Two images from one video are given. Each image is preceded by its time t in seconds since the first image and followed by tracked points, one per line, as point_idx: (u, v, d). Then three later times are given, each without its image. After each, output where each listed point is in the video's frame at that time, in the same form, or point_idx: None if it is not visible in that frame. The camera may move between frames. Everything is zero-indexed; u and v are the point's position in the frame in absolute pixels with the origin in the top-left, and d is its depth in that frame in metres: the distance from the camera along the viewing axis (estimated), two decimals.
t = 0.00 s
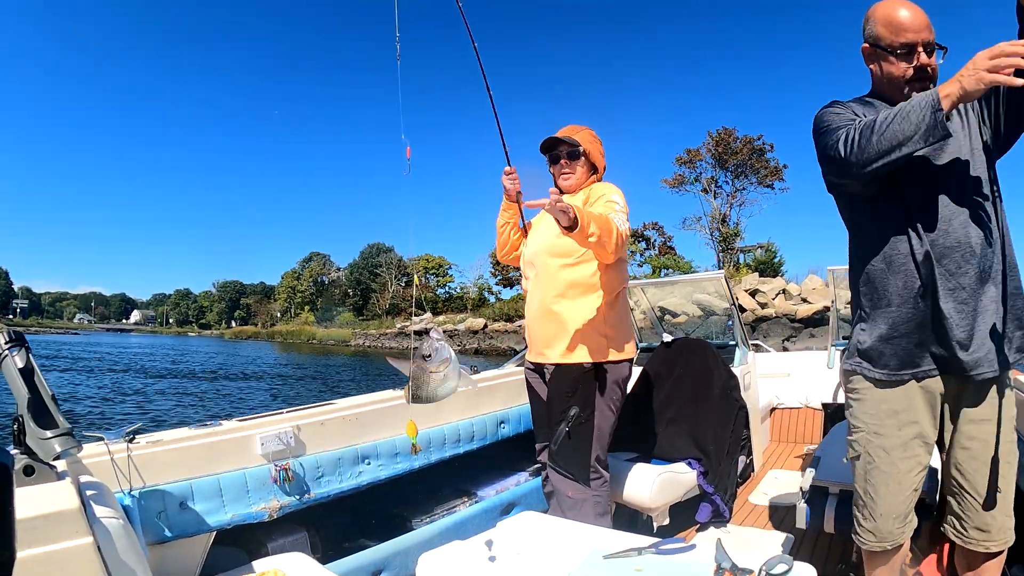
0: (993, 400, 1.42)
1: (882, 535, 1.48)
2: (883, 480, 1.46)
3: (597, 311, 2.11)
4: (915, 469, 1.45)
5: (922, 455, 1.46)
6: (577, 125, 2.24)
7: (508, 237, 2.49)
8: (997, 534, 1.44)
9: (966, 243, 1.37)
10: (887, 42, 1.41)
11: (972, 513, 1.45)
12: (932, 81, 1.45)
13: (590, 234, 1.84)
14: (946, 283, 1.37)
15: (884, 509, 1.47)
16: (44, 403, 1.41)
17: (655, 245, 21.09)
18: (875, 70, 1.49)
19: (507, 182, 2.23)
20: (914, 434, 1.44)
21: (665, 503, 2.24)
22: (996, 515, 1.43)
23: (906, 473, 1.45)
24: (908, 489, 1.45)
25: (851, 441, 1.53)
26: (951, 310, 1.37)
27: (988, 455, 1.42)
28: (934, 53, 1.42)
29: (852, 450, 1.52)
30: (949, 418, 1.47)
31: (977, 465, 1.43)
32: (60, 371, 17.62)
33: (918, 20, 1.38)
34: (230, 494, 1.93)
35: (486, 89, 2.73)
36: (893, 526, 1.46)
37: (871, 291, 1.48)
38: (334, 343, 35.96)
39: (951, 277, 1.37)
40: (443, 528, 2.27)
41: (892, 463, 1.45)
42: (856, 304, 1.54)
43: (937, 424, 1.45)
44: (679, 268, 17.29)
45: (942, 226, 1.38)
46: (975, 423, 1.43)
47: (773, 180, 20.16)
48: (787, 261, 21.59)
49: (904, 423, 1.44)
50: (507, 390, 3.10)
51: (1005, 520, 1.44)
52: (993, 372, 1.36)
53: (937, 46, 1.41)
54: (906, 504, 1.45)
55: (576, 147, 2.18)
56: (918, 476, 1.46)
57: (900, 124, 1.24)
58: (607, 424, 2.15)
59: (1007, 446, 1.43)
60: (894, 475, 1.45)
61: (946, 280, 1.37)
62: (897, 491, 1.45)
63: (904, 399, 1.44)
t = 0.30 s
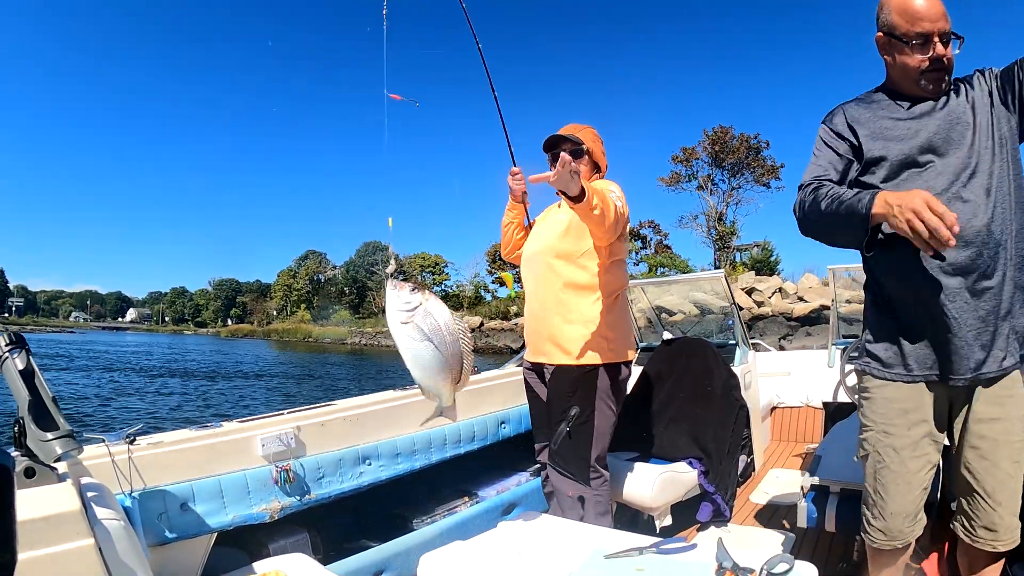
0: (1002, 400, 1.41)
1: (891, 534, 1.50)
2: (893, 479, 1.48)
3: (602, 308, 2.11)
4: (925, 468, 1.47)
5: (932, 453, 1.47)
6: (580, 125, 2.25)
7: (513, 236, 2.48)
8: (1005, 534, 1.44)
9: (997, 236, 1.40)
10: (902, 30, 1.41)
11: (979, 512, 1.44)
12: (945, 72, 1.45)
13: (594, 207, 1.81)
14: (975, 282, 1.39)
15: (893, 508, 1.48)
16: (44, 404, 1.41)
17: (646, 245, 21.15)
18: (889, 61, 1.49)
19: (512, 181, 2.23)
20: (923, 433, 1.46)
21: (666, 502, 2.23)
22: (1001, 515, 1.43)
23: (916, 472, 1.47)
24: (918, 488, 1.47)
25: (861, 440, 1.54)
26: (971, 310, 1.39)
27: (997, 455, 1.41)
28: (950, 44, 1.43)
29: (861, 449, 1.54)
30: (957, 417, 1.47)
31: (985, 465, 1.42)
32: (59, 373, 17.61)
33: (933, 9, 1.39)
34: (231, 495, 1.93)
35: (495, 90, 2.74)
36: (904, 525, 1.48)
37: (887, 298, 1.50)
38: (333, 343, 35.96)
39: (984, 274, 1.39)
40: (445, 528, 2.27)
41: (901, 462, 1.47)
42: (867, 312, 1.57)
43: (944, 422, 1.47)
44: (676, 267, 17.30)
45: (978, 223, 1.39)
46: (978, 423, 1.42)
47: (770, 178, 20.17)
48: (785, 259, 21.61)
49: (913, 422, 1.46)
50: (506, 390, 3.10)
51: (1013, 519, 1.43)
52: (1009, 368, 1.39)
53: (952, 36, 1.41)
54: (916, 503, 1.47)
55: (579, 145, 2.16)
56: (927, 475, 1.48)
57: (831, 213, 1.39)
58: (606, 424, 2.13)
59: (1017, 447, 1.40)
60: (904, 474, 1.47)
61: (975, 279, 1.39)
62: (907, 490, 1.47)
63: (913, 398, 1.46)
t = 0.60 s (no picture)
0: (997, 407, 1.41)
1: (882, 536, 1.50)
2: (884, 481, 1.48)
3: (593, 302, 2.09)
4: (918, 471, 1.47)
5: (925, 457, 1.47)
6: (585, 124, 2.27)
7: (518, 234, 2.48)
8: (995, 541, 1.43)
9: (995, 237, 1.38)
10: (909, 27, 1.42)
11: (969, 518, 1.45)
12: (953, 71, 1.44)
13: (572, 170, 1.69)
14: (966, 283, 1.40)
15: (883, 509, 1.49)
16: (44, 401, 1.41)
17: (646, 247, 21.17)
18: (896, 60, 1.49)
19: (526, 181, 2.24)
20: (915, 436, 1.47)
21: (666, 503, 2.24)
22: (991, 522, 1.42)
23: (908, 475, 1.47)
24: (910, 491, 1.48)
25: (856, 439, 1.56)
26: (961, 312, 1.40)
27: (989, 461, 1.41)
28: (958, 43, 1.42)
29: (856, 449, 1.56)
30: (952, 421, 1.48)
31: (977, 471, 1.42)
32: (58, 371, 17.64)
33: (941, 8, 1.39)
34: (229, 492, 1.94)
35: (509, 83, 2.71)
36: (895, 527, 1.49)
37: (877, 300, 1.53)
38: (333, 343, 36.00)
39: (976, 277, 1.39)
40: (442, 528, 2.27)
41: (892, 464, 1.48)
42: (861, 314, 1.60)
43: (937, 426, 1.48)
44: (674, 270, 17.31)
45: (971, 225, 1.39)
46: (976, 427, 1.42)
47: (768, 181, 20.19)
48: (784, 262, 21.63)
49: (904, 425, 1.47)
50: (506, 390, 3.09)
51: (1004, 527, 1.43)
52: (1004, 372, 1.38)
53: (959, 34, 1.41)
54: (908, 506, 1.47)
55: (581, 141, 2.13)
56: (919, 478, 1.48)
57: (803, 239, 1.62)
58: (598, 424, 2.12)
59: (1009, 454, 1.40)
60: (895, 476, 1.48)
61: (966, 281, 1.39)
62: (898, 492, 1.48)
63: (905, 401, 1.47)
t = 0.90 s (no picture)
0: (1000, 411, 1.40)
1: (884, 537, 1.51)
2: (886, 483, 1.49)
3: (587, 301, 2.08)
4: (920, 473, 1.48)
5: (927, 459, 1.48)
6: (590, 121, 2.28)
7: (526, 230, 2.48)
8: (993, 546, 1.43)
9: (1002, 237, 1.38)
10: (915, 24, 1.44)
11: (967, 522, 1.45)
12: (960, 69, 1.45)
13: (563, 169, 1.67)
14: (970, 285, 1.39)
15: (886, 510, 1.50)
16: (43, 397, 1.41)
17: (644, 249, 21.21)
18: (904, 61, 1.51)
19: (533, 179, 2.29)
20: (918, 439, 1.47)
21: (665, 504, 2.25)
22: (989, 528, 1.43)
23: (910, 477, 1.48)
24: (912, 493, 1.48)
25: (860, 440, 1.57)
26: (964, 314, 1.40)
27: (989, 467, 1.41)
28: (964, 42, 1.43)
29: (860, 450, 1.57)
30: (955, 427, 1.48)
31: (977, 475, 1.42)
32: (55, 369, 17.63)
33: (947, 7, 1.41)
34: (228, 490, 1.93)
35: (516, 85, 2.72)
36: (897, 528, 1.49)
37: (881, 300, 1.53)
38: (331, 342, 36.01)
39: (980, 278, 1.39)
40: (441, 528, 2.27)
41: (895, 466, 1.48)
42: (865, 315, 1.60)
43: (941, 429, 1.48)
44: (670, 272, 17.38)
45: (976, 224, 1.39)
46: (978, 432, 1.42)
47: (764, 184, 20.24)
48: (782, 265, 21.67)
49: (907, 428, 1.48)
50: (505, 391, 3.10)
51: (1002, 533, 1.43)
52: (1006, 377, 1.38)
53: (966, 34, 1.43)
54: (909, 508, 1.48)
55: (585, 140, 2.13)
56: (923, 480, 1.48)
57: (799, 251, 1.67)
58: (593, 426, 2.10)
59: (1010, 461, 1.40)
60: (897, 478, 1.49)
61: (970, 282, 1.39)
62: (899, 494, 1.48)
63: (909, 402, 1.47)
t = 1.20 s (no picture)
0: (1006, 418, 1.39)
1: (872, 542, 1.52)
2: (881, 483, 1.50)
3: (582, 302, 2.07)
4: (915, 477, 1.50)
5: (923, 463, 1.50)
6: (592, 119, 2.27)
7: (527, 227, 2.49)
8: (989, 554, 1.44)
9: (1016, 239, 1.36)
10: (892, 17, 1.50)
11: (967, 528, 1.47)
12: (947, 53, 1.46)
13: (559, 185, 1.65)
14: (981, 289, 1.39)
15: (876, 513, 1.51)
16: (42, 395, 1.41)
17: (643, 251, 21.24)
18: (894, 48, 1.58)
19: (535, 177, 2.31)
20: (916, 441, 1.49)
21: (665, 504, 2.25)
22: (987, 535, 1.43)
23: (905, 480, 1.49)
24: (905, 497, 1.50)
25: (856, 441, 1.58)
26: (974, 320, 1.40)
27: (991, 474, 1.41)
28: (929, 27, 1.45)
29: (856, 450, 1.58)
30: (960, 432, 1.49)
31: (978, 482, 1.43)
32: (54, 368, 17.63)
33: None
34: (227, 489, 1.93)
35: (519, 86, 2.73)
36: (887, 534, 1.50)
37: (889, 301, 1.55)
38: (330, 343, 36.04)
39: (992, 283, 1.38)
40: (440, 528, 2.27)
41: (891, 467, 1.50)
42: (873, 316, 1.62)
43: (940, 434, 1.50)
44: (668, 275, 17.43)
45: (988, 226, 1.38)
46: (981, 437, 1.42)
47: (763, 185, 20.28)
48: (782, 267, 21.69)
49: (906, 428, 1.49)
50: (505, 391, 3.10)
51: (1001, 541, 1.43)
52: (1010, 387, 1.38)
53: (949, 19, 1.45)
54: (901, 512, 1.50)
55: (583, 137, 2.15)
56: (917, 486, 1.50)
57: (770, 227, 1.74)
58: (593, 426, 2.11)
59: (1013, 469, 1.39)
60: (891, 480, 1.50)
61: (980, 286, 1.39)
62: (893, 497, 1.50)
63: (910, 404, 1.49)
